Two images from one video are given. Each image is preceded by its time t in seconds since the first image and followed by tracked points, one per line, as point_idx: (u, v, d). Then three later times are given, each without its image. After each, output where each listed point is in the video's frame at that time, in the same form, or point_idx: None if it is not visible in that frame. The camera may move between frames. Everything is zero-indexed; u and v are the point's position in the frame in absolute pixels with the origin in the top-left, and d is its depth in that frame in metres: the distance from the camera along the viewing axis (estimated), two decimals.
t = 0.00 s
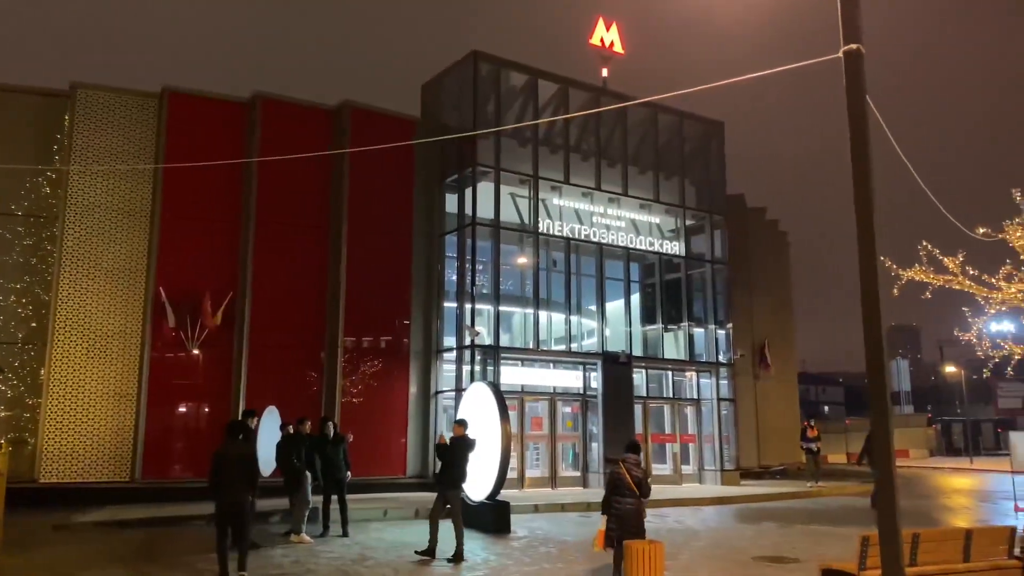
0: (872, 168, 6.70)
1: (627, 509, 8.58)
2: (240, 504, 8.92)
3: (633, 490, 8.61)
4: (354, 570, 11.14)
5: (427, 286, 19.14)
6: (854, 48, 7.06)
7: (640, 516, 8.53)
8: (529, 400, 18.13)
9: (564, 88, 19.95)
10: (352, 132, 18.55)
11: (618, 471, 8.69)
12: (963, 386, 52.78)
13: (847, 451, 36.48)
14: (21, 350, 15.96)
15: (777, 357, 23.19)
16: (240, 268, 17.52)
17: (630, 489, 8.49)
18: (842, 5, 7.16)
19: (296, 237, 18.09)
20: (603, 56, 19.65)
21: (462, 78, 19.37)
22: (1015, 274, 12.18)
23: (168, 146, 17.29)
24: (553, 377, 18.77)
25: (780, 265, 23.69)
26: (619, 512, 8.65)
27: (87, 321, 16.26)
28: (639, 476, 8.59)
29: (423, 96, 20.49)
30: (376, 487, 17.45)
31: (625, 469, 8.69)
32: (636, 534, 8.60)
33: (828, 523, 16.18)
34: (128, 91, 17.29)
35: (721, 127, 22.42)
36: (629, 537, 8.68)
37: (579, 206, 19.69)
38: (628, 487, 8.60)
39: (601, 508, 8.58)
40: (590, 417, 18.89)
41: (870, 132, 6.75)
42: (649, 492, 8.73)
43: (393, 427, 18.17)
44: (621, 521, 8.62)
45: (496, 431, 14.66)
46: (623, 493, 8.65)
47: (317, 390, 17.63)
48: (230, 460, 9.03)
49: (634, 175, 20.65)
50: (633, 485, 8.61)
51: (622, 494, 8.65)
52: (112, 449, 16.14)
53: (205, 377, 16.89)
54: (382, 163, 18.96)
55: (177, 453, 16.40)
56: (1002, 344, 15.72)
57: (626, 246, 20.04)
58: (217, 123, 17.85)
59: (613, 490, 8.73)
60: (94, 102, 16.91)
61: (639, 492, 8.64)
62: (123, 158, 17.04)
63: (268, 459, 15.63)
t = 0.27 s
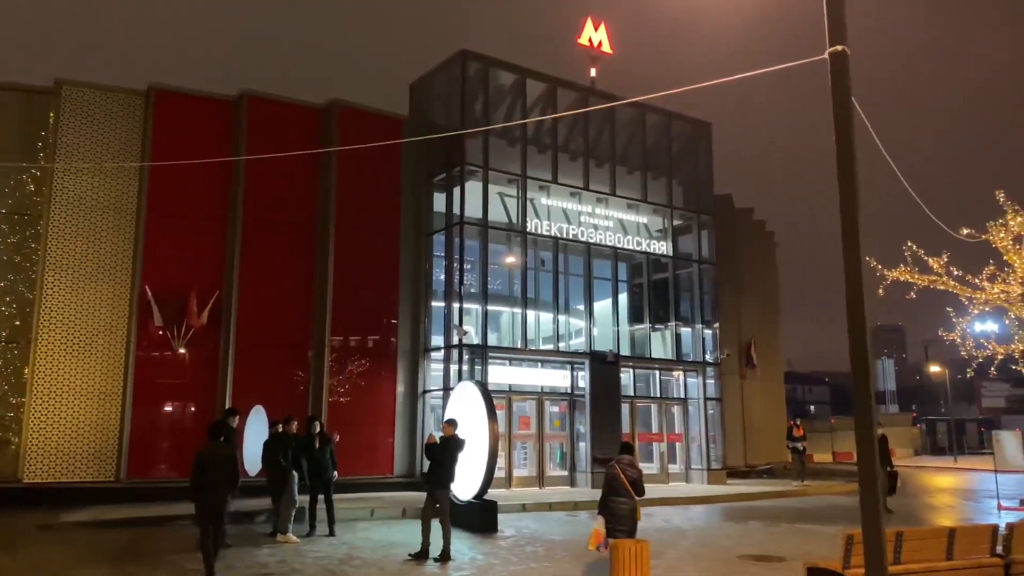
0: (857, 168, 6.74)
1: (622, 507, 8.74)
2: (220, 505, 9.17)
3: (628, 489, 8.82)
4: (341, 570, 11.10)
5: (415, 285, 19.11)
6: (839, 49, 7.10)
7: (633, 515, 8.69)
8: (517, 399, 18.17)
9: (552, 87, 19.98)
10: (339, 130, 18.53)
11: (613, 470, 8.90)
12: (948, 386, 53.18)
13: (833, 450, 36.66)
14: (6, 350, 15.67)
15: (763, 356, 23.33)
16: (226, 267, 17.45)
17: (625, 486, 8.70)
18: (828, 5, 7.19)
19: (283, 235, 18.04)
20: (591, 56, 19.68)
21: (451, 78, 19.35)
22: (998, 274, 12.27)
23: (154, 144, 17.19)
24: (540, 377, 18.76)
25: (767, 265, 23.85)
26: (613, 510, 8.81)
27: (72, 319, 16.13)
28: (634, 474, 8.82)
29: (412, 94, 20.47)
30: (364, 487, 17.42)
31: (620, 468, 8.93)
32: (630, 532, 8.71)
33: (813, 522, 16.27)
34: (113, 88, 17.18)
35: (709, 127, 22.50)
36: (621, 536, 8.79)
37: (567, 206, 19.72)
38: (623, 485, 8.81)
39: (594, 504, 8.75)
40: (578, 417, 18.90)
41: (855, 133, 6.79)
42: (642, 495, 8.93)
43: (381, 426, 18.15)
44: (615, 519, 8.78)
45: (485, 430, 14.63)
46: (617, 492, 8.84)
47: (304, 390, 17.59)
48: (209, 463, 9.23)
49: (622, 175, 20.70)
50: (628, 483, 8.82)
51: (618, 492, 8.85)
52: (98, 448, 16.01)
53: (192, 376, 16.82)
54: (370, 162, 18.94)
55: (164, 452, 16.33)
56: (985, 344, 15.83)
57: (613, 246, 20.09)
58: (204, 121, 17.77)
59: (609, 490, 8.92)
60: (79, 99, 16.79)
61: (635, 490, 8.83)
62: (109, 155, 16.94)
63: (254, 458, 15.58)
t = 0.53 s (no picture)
0: (840, 170, 6.79)
1: (615, 500, 9.31)
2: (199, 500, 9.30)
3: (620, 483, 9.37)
4: (326, 570, 11.06)
5: (402, 284, 19.09)
6: (823, 50, 7.14)
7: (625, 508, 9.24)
8: (504, 399, 18.19)
9: (539, 87, 19.99)
10: (326, 129, 18.49)
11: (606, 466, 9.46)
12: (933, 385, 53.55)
13: (819, 449, 36.87)
14: None
15: (749, 355, 23.46)
16: (212, 266, 17.37)
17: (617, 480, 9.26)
18: (812, 7, 7.24)
19: (269, 234, 17.97)
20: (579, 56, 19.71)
21: (438, 77, 19.33)
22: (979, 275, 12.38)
23: (139, 141, 17.09)
24: (528, 376, 18.74)
25: (753, 265, 24.01)
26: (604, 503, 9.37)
27: (55, 318, 16.01)
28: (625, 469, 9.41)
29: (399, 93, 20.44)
30: (350, 486, 17.37)
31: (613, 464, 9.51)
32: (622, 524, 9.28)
33: (798, 520, 16.37)
34: (97, 85, 17.07)
35: (696, 127, 22.59)
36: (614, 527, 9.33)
37: (554, 205, 19.74)
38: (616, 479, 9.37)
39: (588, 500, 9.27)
40: (564, 416, 18.90)
41: (838, 135, 6.84)
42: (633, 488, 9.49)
43: (367, 426, 18.13)
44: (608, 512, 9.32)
45: (472, 430, 14.58)
46: (610, 486, 9.38)
47: (291, 389, 17.55)
48: (189, 461, 9.38)
49: (610, 175, 20.76)
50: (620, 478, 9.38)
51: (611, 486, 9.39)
52: (81, 447, 15.90)
53: (176, 375, 16.73)
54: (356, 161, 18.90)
55: (148, 452, 16.25)
56: (967, 344, 15.90)
57: (601, 245, 20.15)
58: (189, 118, 17.68)
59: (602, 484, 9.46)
60: (63, 96, 16.66)
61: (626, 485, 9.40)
62: (93, 152, 16.83)
63: (239, 458, 15.46)
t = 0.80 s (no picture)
0: (824, 172, 6.83)
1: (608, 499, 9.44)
2: (181, 500, 9.28)
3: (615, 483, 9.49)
4: (311, 570, 11.00)
5: (387, 283, 19.07)
6: (807, 51, 7.18)
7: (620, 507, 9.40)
8: (490, 398, 18.19)
9: (526, 86, 20.00)
10: (312, 127, 18.44)
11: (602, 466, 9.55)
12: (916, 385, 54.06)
13: (802, 448, 37.19)
14: None
15: (733, 355, 23.59)
16: (196, 265, 17.27)
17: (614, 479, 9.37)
18: (796, 8, 7.27)
19: (254, 233, 17.90)
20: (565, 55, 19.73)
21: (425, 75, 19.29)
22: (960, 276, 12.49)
23: (123, 139, 16.96)
24: (514, 375, 18.79)
25: (738, 265, 24.13)
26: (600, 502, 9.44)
27: (38, 316, 15.88)
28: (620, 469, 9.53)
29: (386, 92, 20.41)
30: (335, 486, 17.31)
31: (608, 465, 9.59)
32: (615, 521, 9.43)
33: (781, 519, 16.48)
34: (80, 82, 16.92)
35: (681, 127, 22.68)
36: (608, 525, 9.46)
37: (541, 205, 19.75)
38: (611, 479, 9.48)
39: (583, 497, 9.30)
40: (550, 416, 18.93)
41: (821, 136, 6.87)
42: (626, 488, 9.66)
43: (352, 425, 18.10)
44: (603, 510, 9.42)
45: (457, 430, 14.60)
46: (605, 485, 9.48)
47: (276, 388, 17.49)
48: (169, 460, 9.35)
49: (596, 175, 20.80)
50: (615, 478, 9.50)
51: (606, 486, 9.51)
52: (63, 447, 15.77)
53: (160, 374, 16.63)
54: (342, 159, 18.85)
55: (132, 451, 16.14)
56: (948, 344, 16.03)
57: (586, 245, 20.21)
58: (173, 116, 17.57)
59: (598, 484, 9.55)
60: (45, 93, 16.52)
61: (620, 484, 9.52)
62: (76, 150, 16.70)
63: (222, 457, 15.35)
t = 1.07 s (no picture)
0: (806, 173, 6.87)
1: (601, 491, 10.07)
2: (160, 499, 9.27)
3: (608, 477, 10.14)
4: (294, 570, 10.97)
5: (372, 282, 19.05)
6: (790, 53, 7.22)
7: (611, 499, 9.95)
8: (475, 398, 18.19)
9: (511, 85, 20.01)
10: (296, 126, 18.38)
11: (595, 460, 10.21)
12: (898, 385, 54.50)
13: (785, 447, 37.36)
14: None
15: (718, 354, 23.72)
16: (179, 263, 17.17)
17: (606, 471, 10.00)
18: (779, 10, 7.31)
19: (238, 232, 17.80)
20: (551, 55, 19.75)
21: (410, 74, 19.26)
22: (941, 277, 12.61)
23: (105, 136, 16.82)
24: (499, 374, 18.73)
25: (723, 265, 24.25)
26: (592, 494, 10.03)
27: (18, 314, 15.70)
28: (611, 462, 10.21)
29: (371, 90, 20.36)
30: (319, 485, 17.25)
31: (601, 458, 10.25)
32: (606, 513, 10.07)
33: (764, 517, 16.58)
34: (62, 78, 16.77)
35: (666, 128, 22.76)
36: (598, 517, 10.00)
37: (526, 204, 19.76)
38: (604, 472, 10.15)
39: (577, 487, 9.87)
40: (535, 415, 18.96)
41: (803, 138, 6.91)
42: (617, 483, 10.30)
43: (337, 425, 18.05)
44: (595, 503, 9.98)
45: (441, 430, 14.58)
46: (598, 479, 10.13)
47: (259, 388, 17.41)
48: (146, 460, 9.33)
49: (581, 175, 20.84)
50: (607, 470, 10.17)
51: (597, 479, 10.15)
52: (44, 447, 15.61)
53: (142, 373, 16.52)
54: (326, 158, 18.80)
55: (113, 451, 16.03)
56: (929, 344, 16.15)
57: (572, 245, 20.27)
58: (156, 113, 17.44)
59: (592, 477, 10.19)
60: (26, 89, 16.33)
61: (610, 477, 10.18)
62: (57, 146, 16.53)
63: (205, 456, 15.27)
